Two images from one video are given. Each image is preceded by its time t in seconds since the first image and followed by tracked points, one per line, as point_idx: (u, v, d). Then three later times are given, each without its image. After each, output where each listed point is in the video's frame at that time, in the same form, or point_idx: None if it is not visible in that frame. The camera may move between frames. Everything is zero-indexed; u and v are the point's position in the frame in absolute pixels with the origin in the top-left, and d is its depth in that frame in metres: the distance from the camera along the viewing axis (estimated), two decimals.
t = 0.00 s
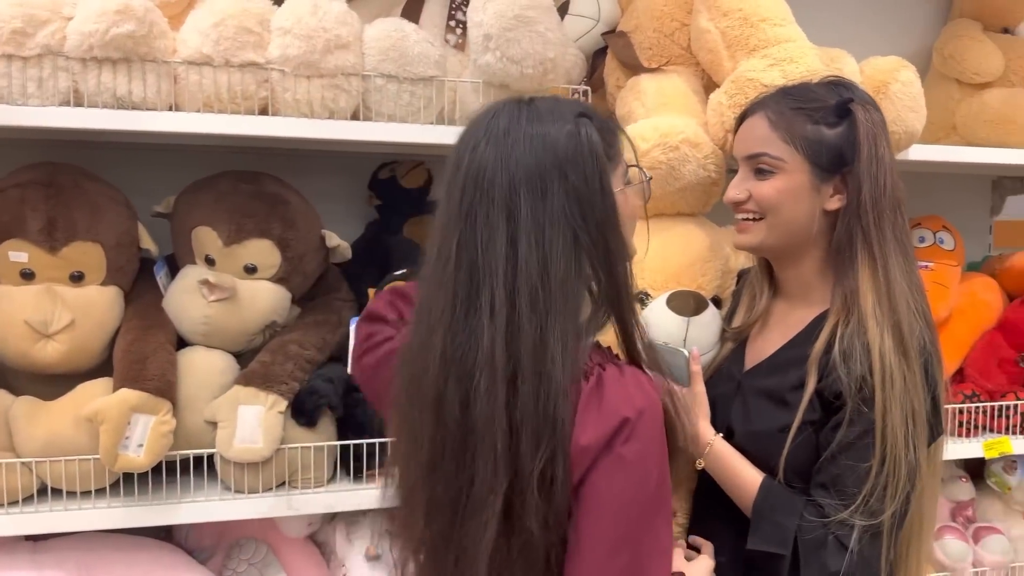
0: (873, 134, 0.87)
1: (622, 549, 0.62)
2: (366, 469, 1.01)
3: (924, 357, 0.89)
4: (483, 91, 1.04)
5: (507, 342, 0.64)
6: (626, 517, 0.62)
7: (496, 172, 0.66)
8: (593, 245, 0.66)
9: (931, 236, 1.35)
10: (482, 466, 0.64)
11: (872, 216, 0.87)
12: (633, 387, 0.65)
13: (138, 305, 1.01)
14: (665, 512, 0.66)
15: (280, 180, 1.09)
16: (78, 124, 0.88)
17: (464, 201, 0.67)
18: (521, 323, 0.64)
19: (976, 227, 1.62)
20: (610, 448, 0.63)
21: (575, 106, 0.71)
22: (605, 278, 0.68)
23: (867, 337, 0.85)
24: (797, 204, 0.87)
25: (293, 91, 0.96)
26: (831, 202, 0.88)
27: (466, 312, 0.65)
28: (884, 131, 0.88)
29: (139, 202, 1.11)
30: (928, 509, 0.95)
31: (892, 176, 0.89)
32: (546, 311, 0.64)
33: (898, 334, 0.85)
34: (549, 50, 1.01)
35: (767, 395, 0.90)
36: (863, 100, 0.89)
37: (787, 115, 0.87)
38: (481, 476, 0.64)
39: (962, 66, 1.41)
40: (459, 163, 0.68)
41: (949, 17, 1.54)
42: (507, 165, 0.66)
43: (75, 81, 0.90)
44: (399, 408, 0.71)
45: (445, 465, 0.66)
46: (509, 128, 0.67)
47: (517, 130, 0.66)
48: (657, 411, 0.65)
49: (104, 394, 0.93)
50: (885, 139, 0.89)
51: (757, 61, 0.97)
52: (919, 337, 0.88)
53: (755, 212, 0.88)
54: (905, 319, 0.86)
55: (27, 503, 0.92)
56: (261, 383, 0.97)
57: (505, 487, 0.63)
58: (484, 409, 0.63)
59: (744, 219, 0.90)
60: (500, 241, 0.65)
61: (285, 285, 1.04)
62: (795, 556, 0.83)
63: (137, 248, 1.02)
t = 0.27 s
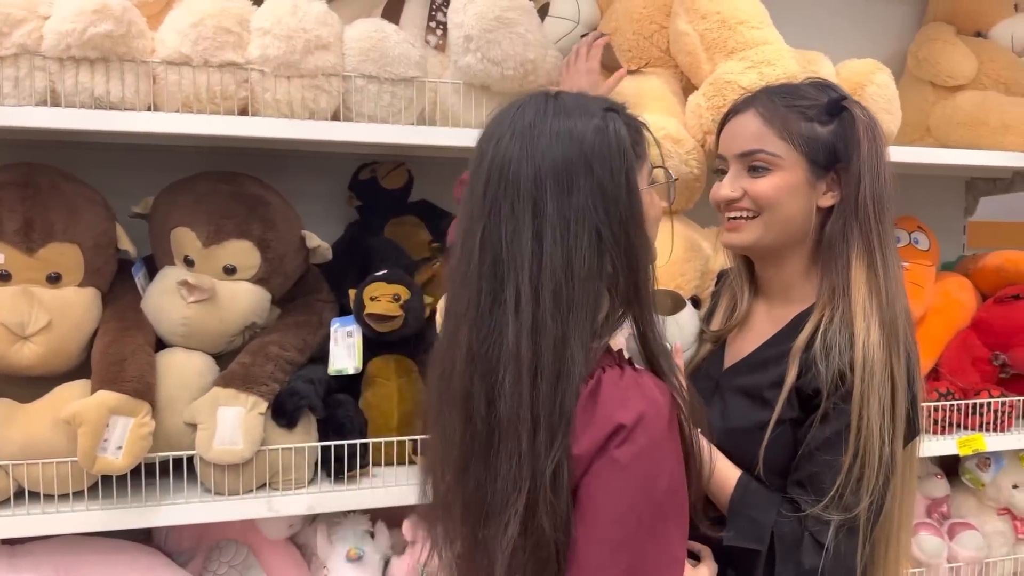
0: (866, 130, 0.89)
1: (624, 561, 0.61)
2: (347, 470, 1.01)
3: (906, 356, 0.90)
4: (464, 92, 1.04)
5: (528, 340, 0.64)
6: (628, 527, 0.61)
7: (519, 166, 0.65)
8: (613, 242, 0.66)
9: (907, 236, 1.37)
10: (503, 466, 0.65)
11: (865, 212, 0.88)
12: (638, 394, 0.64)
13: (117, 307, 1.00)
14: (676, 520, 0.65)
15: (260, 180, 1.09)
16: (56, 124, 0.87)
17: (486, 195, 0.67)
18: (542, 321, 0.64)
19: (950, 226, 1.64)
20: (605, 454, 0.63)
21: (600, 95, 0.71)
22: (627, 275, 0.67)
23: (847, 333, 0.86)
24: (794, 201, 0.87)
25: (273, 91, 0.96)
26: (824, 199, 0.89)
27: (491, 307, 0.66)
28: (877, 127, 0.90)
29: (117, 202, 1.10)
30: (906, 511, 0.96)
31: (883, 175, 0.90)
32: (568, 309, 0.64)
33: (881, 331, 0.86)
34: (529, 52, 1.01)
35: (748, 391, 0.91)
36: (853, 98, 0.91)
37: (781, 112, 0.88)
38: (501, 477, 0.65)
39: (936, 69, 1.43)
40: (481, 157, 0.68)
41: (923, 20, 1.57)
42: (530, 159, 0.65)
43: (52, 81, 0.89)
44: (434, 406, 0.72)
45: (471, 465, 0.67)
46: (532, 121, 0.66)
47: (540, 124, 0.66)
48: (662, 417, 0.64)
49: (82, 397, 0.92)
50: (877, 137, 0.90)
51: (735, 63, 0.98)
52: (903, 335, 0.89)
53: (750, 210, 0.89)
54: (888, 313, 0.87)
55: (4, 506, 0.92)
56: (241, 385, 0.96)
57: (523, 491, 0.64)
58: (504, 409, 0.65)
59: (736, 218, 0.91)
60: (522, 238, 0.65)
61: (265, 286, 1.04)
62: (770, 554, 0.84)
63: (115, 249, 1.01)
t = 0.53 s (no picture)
0: (863, 136, 0.91)
1: (553, 546, 0.60)
2: (332, 471, 1.01)
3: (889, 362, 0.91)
4: (449, 93, 1.05)
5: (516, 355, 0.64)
6: (561, 513, 0.60)
7: (523, 178, 0.64)
8: (606, 259, 0.64)
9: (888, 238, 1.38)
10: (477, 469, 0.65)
11: (860, 216, 0.90)
12: (588, 384, 0.63)
13: (100, 308, 1.00)
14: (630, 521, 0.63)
15: (245, 181, 1.08)
16: (38, 124, 0.87)
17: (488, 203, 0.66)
18: (530, 337, 0.63)
19: (930, 227, 1.66)
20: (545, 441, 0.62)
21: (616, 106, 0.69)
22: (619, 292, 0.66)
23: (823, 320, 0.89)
24: (785, 200, 0.91)
25: (258, 92, 0.96)
26: (817, 200, 0.92)
27: (488, 320, 0.66)
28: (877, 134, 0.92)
29: (100, 203, 1.10)
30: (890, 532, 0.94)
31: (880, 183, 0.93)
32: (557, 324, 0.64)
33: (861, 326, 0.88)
34: (514, 53, 1.02)
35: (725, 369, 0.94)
36: (858, 103, 0.93)
37: (781, 110, 0.91)
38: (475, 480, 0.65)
39: (916, 71, 1.44)
40: (486, 163, 0.67)
41: (903, 23, 1.58)
42: (533, 170, 0.64)
43: (35, 81, 0.89)
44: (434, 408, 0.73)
45: (456, 463, 0.68)
46: (539, 130, 0.65)
47: (545, 134, 0.65)
48: (613, 409, 0.62)
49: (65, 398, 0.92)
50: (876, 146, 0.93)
51: (721, 65, 1.03)
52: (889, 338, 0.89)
53: (740, 205, 0.93)
54: (877, 311, 0.88)
55: None
56: (225, 386, 0.96)
57: (490, 490, 0.64)
58: (488, 421, 0.64)
59: (728, 211, 0.95)
60: (517, 250, 0.64)
61: (249, 287, 1.04)
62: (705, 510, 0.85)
63: (98, 250, 1.01)
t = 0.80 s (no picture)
0: (880, 176, 0.92)
1: (495, 533, 0.62)
2: (324, 469, 1.01)
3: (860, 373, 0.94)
4: (441, 93, 1.05)
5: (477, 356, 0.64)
6: (503, 500, 0.61)
7: (495, 181, 0.64)
8: (571, 270, 0.64)
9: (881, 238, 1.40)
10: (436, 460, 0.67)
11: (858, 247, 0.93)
12: (542, 373, 0.64)
13: (91, 308, 1.00)
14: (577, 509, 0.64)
15: (235, 180, 1.08)
16: (28, 124, 0.86)
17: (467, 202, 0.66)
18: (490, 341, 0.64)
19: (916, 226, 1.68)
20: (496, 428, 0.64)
21: (604, 117, 0.68)
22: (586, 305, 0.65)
23: (776, 292, 0.97)
24: (797, 211, 0.99)
25: (250, 92, 0.96)
26: (830, 219, 0.97)
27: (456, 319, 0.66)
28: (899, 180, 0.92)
29: (91, 203, 1.09)
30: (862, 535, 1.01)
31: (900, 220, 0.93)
32: (517, 329, 0.64)
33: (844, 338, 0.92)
34: (505, 54, 1.02)
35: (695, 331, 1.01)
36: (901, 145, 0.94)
37: (826, 127, 0.98)
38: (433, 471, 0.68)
39: (903, 72, 1.46)
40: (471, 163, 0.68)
41: (890, 24, 1.60)
42: (508, 174, 0.64)
43: (26, 80, 0.89)
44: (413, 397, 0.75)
45: (426, 450, 0.71)
46: (518, 134, 0.65)
47: (524, 138, 0.65)
48: (564, 398, 0.63)
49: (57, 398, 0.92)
50: (907, 185, 0.94)
51: (768, 76, 1.16)
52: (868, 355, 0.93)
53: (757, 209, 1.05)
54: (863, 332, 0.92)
55: None
56: (218, 385, 0.96)
57: (445, 480, 0.66)
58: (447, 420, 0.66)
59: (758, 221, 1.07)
60: (486, 253, 0.65)
61: (240, 286, 1.04)
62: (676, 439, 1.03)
63: (89, 249, 1.01)
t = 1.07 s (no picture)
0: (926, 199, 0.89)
1: (450, 510, 0.66)
2: (323, 467, 1.02)
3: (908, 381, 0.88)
4: (438, 92, 1.05)
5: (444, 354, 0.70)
6: (467, 477, 0.66)
7: (457, 196, 0.72)
8: (526, 272, 0.69)
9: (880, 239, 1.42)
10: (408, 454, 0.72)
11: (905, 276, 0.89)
12: (502, 367, 0.68)
13: (88, 307, 1.00)
14: (534, 498, 0.67)
15: (233, 179, 1.09)
16: (27, 122, 0.87)
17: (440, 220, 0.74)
18: (456, 340, 0.70)
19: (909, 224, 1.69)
20: (460, 416, 0.68)
21: (559, 127, 0.73)
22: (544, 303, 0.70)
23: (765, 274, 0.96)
24: (821, 229, 0.95)
25: (248, 90, 0.96)
26: (854, 237, 0.95)
27: (433, 324, 0.73)
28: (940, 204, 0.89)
29: (88, 202, 1.09)
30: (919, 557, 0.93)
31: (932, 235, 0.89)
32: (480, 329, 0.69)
33: (894, 345, 0.87)
34: (503, 52, 1.03)
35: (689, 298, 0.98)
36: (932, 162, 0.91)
37: (849, 140, 0.92)
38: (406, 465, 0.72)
39: (895, 71, 1.47)
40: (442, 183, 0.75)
41: (883, 23, 1.61)
42: (467, 189, 0.71)
43: (24, 79, 0.89)
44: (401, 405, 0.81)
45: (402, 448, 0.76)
46: (476, 152, 0.72)
47: (480, 156, 0.71)
48: (528, 386, 0.67)
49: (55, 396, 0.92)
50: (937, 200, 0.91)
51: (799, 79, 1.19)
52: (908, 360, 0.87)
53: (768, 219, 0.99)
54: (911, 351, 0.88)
55: None
56: (217, 384, 0.96)
57: (415, 470, 0.71)
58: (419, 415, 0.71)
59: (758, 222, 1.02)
60: (455, 261, 0.72)
61: (239, 285, 1.04)
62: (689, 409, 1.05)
63: (87, 248, 1.01)
